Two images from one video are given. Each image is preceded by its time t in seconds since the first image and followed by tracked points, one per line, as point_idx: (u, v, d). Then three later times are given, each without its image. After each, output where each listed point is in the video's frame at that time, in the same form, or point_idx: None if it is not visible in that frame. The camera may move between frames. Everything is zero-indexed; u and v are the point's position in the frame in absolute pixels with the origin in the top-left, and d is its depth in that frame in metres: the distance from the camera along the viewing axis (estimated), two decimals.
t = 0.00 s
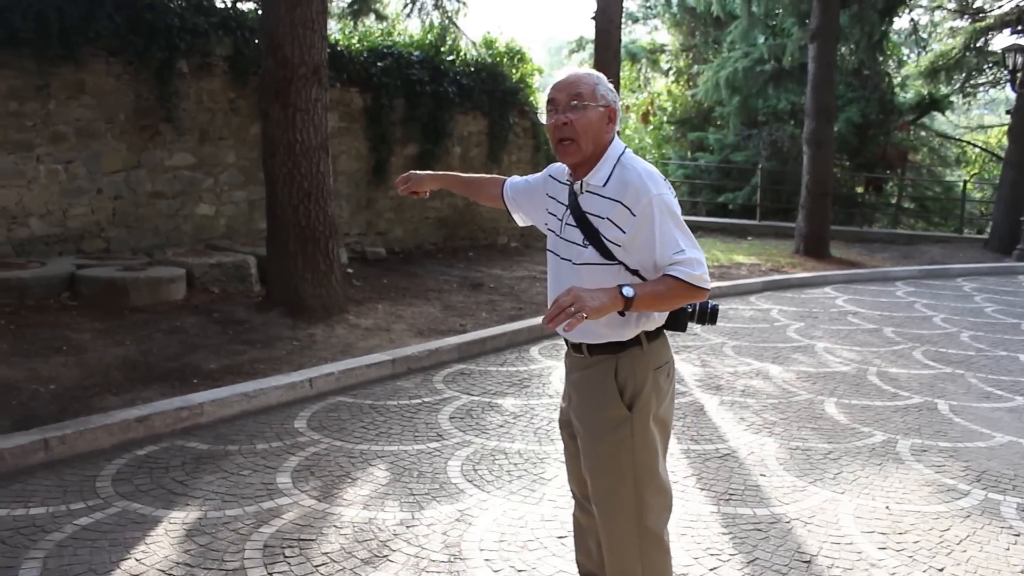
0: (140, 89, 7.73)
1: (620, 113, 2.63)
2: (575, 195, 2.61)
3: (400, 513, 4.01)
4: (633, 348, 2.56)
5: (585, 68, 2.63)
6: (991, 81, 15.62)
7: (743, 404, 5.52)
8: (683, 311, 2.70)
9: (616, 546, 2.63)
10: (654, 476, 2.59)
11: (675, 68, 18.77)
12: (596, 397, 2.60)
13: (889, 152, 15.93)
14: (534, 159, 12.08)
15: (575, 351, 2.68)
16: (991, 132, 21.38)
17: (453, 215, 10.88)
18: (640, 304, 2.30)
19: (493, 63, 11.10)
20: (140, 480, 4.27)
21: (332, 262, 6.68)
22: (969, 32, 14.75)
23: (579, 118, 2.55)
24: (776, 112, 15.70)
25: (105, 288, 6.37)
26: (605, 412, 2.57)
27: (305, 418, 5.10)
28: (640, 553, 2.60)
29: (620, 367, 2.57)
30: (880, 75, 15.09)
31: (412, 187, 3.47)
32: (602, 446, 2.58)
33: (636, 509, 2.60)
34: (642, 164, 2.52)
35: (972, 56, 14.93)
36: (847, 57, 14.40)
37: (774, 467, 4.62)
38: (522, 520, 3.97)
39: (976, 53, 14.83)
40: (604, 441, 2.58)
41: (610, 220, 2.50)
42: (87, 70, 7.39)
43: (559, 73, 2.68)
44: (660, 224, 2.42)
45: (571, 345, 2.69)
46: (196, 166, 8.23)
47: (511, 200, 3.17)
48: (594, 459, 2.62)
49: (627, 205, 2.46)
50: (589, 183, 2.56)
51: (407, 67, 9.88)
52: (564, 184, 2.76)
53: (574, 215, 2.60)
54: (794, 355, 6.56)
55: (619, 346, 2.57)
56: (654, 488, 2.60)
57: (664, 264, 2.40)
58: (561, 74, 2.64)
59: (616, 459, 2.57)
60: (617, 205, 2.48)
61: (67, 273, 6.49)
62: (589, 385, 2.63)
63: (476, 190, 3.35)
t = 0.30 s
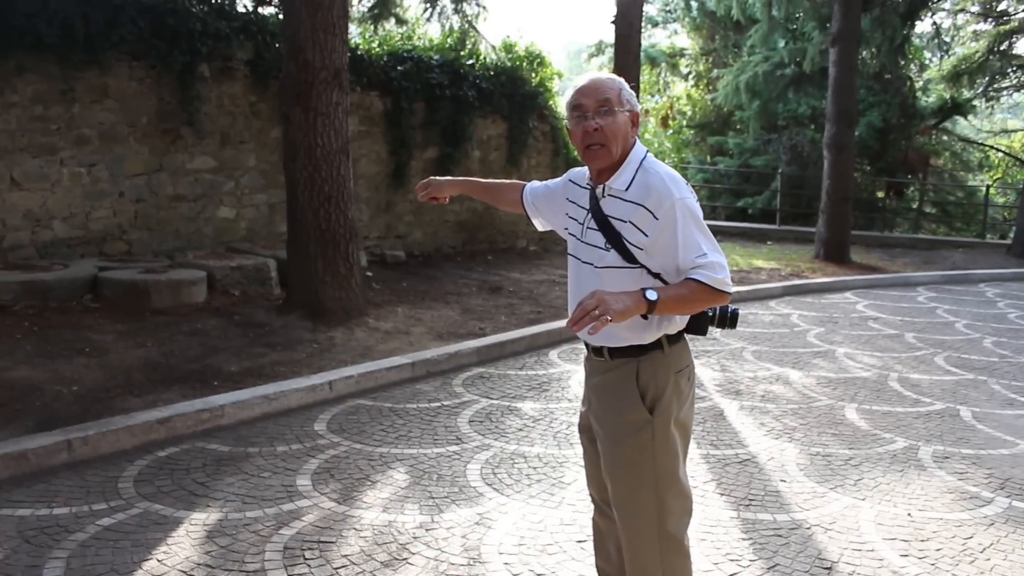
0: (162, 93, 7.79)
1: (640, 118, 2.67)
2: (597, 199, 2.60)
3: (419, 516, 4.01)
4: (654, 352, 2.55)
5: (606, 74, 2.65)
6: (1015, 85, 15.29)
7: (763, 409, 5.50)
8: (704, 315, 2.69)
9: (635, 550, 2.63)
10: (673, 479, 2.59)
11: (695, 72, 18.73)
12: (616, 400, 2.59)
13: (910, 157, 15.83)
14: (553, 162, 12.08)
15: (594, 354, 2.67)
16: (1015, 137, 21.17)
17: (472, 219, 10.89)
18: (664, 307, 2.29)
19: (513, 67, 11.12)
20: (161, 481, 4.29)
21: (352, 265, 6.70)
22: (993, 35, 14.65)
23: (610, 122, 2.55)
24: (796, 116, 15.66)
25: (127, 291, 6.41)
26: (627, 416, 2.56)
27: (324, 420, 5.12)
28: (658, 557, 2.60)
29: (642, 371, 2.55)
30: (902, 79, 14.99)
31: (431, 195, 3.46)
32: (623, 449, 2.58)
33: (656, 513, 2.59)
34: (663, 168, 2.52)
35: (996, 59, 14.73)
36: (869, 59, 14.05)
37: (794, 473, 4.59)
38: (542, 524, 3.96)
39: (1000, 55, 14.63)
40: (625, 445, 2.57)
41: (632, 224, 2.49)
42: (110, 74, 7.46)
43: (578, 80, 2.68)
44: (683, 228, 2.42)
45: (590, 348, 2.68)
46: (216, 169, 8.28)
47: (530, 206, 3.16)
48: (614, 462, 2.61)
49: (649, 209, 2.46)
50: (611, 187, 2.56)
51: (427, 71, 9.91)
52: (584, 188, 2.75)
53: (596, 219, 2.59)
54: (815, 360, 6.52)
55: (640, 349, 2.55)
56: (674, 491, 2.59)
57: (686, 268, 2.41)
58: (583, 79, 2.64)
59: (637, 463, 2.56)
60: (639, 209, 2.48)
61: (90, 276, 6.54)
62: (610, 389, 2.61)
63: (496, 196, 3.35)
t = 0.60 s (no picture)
0: (189, 97, 7.85)
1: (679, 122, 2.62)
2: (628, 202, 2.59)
3: (445, 519, 4.02)
4: (678, 357, 2.54)
5: (645, 76, 2.62)
6: None
7: (789, 414, 5.47)
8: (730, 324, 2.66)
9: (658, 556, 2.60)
10: (697, 484, 2.56)
11: (719, 75, 18.68)
12: (638, 406, 2.58)
13: (937, 159, 15.69)
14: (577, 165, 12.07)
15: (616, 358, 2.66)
16: None
17: (496, 222, 10.90)
18: (683, 321, 2.28)
19: (536, 71, 11.14)
20: (189, 481, 4.32)
21: (377, 268, 6.72)
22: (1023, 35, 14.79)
23: (639, 127, 2.54)
24: (820, 118, 15.59)
25: (154, 293, 6.46)
26: (648, 420, 2.55)
27: (350, 422, 5.13)
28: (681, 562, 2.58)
29: (665, 375, 2.54)
30: (928, 81, 14.87)
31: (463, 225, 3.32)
32: (645, 454, 2.55)
33: (679, 519, 2.56)
34: (697, 175, 2.51)
35: None
36: (894, 62, 14.18)
37: (821, 478, 4.56)
38: (567, 527, 3.96)
39: None
40: (647, 450, 2.55)
41: (662, 229, 2.48)
42: (137, 79, 7.53)
43: (618, 81, 2.67)
44: (711, 237, 2.40)
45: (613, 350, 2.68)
46: (242, 173, 8.33)
47: (559, 218, 3.10)
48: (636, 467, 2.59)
49: (680, 215, 2.44)
50: (642, 191, 2.55)
51: (451, 74, 9.94)
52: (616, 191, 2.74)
53: (626, 222, 2.58)
54: (841, 364, 6.48)
55: (665, 353, 2.54)
56: (697, 497, 2.57)
57: (709, 278, 2.38)
58: (621, 81, 2.62)
59: (659, 467, 2.54)
60: (670, 214, 2.47)
61: (117, 278, 6.60)
62: (632, 394, 2.60)
63: (527, 209, 3.27)
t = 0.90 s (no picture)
0: (220, 98, 7.92)
1: (711, 120, 2.51)
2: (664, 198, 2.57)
3: (476, 517, 4.02)
4: (708, 358, 2.51)
5: (673, 74, 2.51)
6: None
7: (821, 414, 5.42)
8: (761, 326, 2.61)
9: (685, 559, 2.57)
10: (725, 486, 2.53)
11: (748, 73, 18.55)
12: (667, 406, 2.55)
13: (971, 157, 15.48)
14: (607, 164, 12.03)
15: (646, 357, 2.64)
16: None
17: (525, 222, 10.90)
18: (704, 301, 2.25)
19: (566, 70, 11.13)
20: (222, 479, 4.36)
21: (407, 268, 6.74)
22: None
23: (660, 132, 2.48)
24: (852, 116, 15.44)
25: (187, 292, 6.53)
26: (676, 421, 2.52)
27: (381, 421, 5.16)
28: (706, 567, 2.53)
29: (694, 376, 2.51)
30: (963, 78, 14.66)
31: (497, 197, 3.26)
32: (672, 455, 2.53)
33: (707, 521, 2.52)
34: (735, 173, 2.46)
35: None
36: (928, 59, 14.03)
37: (854, 480, 4.52)
38: (598, 527, 3.95)
39: None
40: (675, 450, 2.53)
41: (697, 226, 2.46)
42: (170, 80, 7.61)
43: (650, 80, 2.58)
44: (745, 234, 2.36)
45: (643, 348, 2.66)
46: (273, 173, 8.40)
47: (609, 219, 3.08)
48: (663, 468, 2.57)
49: (715, 212, 2.41)
50: (679, 188, 2.52)
51: (480, 74, 9.96)
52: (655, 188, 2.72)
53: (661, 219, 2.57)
54: (874, 365, 6.41)
55: (695, 353, 2.51)
56: (725, 500, 2.52)
57: (738, 274, 2.33)
58: (650, 81, 2.55)
59: (687, 469, 2.51)
60: (705, 211, 2.43)
61: (151, 277, 6.67)
62: (661, 394, 2.58)
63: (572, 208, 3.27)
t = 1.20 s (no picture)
0: (247, 98, 7.98)
1: (738, 118, 2.48)
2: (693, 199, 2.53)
3: (504, 516, 4.02)
4: (744, 357, 2.46)
5: (701, 72, 2.49)
6: None
7: (850, 414, 5.37)
8: (796, 324, 2.58)
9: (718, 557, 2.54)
10: (760, 486, 2.49)
11: (775, 71, 18.42)
12: (701, 406, 2.50)
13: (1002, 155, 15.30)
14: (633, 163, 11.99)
15: (679, 356, 2.59)
16: None
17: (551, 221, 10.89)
18: (750, 312, 2.21)
19: (591, 68, 11.12)
20: (251, 476, 4.39)
21: (433, 266, 6.75)
22: None
23: (686, 130, 2.47)
24: (880, 114, 15.31)
25: (215, 290, 6.59)
26: (711, 421, 2.47)
27: (408, 420, 5.17)
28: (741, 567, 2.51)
29: (729, 376, 2.46)
30: (994, 75, 14.49)
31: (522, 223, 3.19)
32: (707, 455, 2.49)
33: (742, 521, 2.49)
34: (765, 171, 2.42)
35: None
36: (958, 55, 13.90)
37: (884, 480, 4.47)
38: (626, 526, 3.94)
39: None
40: (709, 450, 2.48)
41: (728, 226, 2.42)
42: (198, 81, 7.67)
43: (679, 78, 2.57)
44: (778, 233, 2.33)
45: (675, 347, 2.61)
46: (299, 172, 8.44)
47: (638, 225, 3.00)
48: (697, 468, 2.53)
49: (746, 211, 2.38)
50: (707, 188, 2.49)
51: (506, 73, 9.98)
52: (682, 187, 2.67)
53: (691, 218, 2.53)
54: (903, 364, 6.35)
55: (731, 352, 2.46)
56: (760, 498, 2.49)
57: (775, 274, 2.30)
58: (678, 80, 2.53)
59: (722, 469, 2.47)
60: (737, 211, 2.40)
61: (179, 276, 6.73)
62: (694, 393, 2.52)
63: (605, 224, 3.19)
